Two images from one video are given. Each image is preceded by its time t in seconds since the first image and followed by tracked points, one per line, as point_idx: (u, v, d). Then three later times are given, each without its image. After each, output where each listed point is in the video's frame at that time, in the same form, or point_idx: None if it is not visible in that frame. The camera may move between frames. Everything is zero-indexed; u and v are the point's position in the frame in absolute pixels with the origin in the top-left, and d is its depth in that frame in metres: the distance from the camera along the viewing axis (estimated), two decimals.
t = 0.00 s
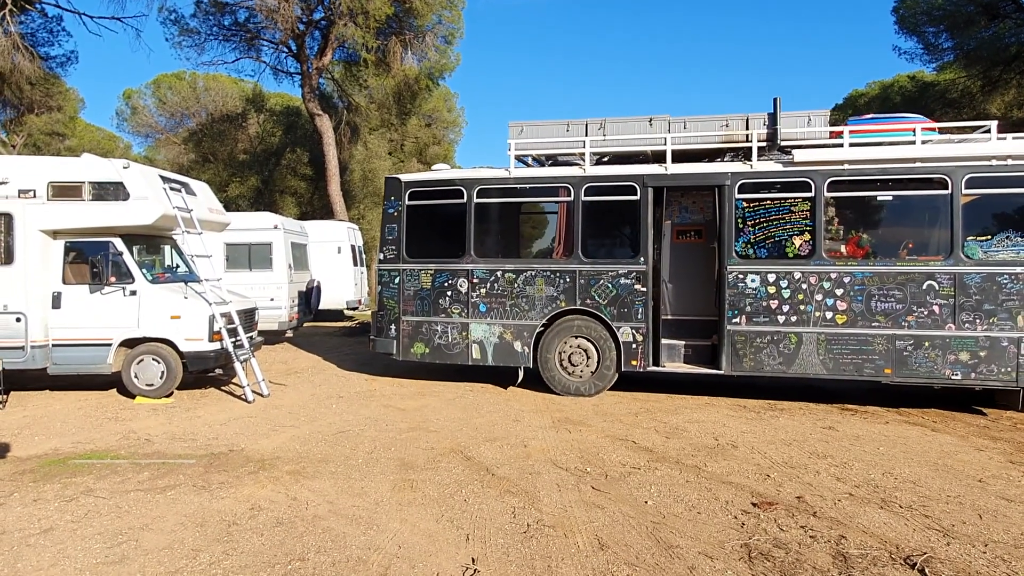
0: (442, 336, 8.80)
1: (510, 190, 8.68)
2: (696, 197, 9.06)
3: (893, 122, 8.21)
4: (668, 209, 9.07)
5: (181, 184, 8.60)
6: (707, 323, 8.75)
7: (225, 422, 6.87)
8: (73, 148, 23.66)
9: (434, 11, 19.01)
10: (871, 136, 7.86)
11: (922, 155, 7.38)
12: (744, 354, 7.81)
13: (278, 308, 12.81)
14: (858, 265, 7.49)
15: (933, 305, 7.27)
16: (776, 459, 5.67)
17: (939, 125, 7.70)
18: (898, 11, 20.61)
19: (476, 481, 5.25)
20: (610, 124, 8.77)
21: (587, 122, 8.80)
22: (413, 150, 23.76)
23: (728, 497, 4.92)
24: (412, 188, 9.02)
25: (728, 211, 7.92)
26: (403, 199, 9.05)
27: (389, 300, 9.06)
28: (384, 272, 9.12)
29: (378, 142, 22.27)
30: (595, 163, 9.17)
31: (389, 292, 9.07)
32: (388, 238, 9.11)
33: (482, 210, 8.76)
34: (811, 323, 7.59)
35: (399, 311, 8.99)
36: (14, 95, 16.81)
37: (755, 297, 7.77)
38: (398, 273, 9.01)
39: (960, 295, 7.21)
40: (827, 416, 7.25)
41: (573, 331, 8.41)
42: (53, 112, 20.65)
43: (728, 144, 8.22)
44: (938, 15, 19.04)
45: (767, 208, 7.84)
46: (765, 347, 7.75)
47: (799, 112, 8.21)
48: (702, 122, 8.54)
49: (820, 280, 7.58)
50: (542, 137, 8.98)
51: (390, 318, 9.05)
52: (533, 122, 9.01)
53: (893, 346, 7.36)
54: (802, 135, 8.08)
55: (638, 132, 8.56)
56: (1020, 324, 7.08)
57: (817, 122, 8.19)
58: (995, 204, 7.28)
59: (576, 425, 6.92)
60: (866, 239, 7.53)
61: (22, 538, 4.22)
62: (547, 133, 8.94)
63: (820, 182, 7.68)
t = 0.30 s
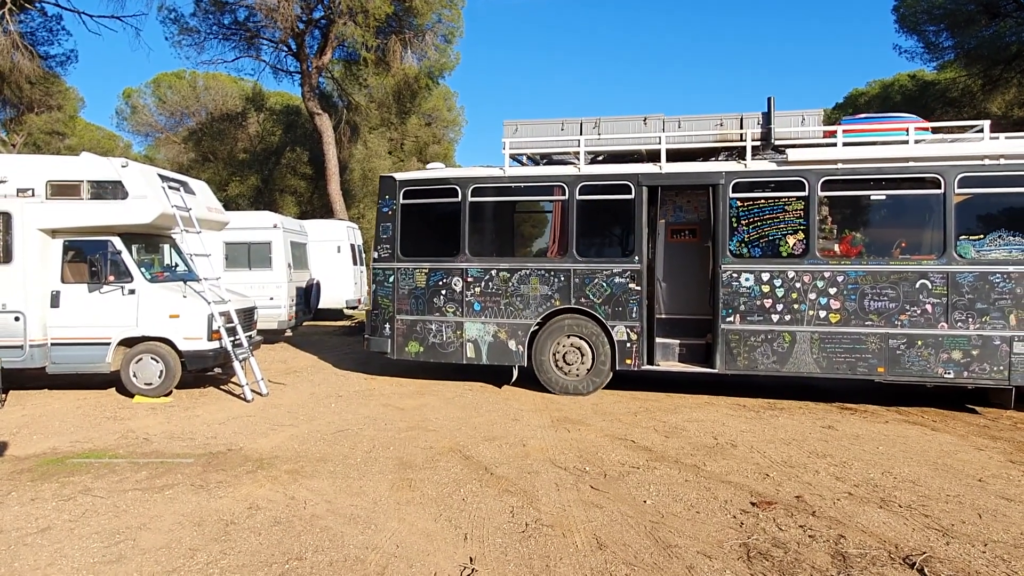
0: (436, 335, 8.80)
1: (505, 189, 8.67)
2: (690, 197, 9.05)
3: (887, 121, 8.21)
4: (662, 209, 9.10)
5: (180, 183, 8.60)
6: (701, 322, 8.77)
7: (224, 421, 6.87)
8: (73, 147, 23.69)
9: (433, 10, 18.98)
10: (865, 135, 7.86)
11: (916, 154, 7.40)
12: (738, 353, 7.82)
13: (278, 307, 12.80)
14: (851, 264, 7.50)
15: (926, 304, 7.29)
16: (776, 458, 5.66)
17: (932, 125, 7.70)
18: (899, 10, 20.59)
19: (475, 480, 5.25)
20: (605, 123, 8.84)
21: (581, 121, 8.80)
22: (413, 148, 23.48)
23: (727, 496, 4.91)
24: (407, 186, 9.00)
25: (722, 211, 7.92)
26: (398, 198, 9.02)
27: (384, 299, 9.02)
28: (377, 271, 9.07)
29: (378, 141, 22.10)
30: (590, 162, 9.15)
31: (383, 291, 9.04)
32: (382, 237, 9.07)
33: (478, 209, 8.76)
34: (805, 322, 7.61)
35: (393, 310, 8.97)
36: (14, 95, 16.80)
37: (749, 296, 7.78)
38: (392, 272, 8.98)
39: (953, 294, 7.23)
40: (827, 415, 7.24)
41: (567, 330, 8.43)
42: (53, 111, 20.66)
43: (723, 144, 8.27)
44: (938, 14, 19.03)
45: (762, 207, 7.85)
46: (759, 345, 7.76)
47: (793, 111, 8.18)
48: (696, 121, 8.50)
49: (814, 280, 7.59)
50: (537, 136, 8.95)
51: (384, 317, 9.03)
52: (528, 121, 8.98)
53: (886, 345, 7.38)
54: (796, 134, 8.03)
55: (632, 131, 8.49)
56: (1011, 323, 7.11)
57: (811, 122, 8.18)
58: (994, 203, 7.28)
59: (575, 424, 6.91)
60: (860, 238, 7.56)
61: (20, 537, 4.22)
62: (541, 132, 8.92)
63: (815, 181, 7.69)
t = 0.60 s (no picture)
0: (431, 333, 8.81)
1: (499, 188, 8.68)
2: (685, 196, 9.19)
3: (880, 121, 8.19)
4: (656, 208, 9.22)
5: (180, 181, 8.60)
6: (695, 321, 8.82)
7: (224, 420, 6.87)
8: (74, 146, 23.69)
9: (434, 9, 18.97)
10: (858, 134, 7.86)
11: (908, 154, 7.45)
12: (732, 352, 7.84)
13: (278, 306, 12.80)
14: (844, 263, 7.54)
15: (918, 302, 7.34)
16: (777, 458, 5.65)
17: (924, 124, 7.74)
18: (900, 9, 20.58)
19: (475, 479, 5.25)
20: (599, 122, 8.91)
21: (576, 121, 8.85)
22: (414, 147, 23.27)
23: (728, 495, 4.91)
24: (401, 185, 9.00)
25: (716, 210, 7.93)
26: (392, 196, 9.02)
27: (378, 298, 9.03)
28: (372, 270, 9.10)
29: (378, 139, 21.95)
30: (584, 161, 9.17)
31: (377, 290, 9.05)
32: (376, 235, 9.08)
33: (472, 208, 8.76)
34: (798, 321, 7.63)
35: (387, 309, 8.97)
36: (15, 93, 16.78)
37: (742, 295, 7.81)
38: (387, 271, 8.99)
39: (944, 293, 7.28)
40: (827, 414, 7.24)
41: (558, 328, 8.47)
42: (53, 110, 20.65)
43: (717, 143, 8.36)
44: (939, 13, 19.02)
45: (755, 206, 7.85)
46: (753, 344, 7.78)
47: (786, 112, 8.35)
48: (692, 120, 8.57)
49: (807, 278, 7.62)
50: (531, 135, 8.95)
51: (378, 316, 9.02)
52: (522, 119, 8.99)
53: (878, 343, 7.43)
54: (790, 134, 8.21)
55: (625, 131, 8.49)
56: (1003, 322, 7.15)
57: (804, 122, 8.35)
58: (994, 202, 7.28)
59: (575, 423, 6.91)
60: (853, 237, 7.57)
61: (20, 537, 4.22)
62: (537, 131, 8.92)
63: (808, 181, 7.71)
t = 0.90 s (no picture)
0: (427, 332, 8.81)
1: (495, 186, 8.69)
2: (680, 195, 9.07)
3: (874, 121, 8.31)
4: (651, 208, 9.12)
5: (183, 181, 8.62)
6: (690, 320, 8.92)
7: (228, 419, 6.88)
8: (77, 146, 23.77)
9: (436, 8, 19.01)
10: (853, 134, 7.95)
11: (902, 154, 7.52)
12: (727, 350, 7.93)
13: (281, 305, 12.81)
14: (838, 262, 7.60)
15: (911, 302, 7.42)
16: (780, 457, 5.66)
17: (917, 125, 7.82)
18: (903, 7, 20.54)
19: (479, 478, 5.26)
20: (595, 121, 8.88)
21: (572, 120, 8.87)
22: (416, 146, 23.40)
23: (731, 494, 4.91)
24: (397, 183, 9.02)
25: (712, 209, 7.99)
26: (388, 195, 9.03)
27: (374, 297, 9.05)
28: (368, 268, 9.12)
29: (382, 139, 22.13)
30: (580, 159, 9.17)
31: (373, 289, 9.07)
32: (372, 234, 9.10)
33: (468, 207, 8.78)
34: (793, 320, 7.72)
35: (383, 308, 8.98)
36: (18, 92, 16.81)
37: (737, 294, 7.88)
38: (382, 269, 9.01)
39: (937, 292, 7.35)
40: (831, 413, 7.24)
41: (549, 330, 8.52)
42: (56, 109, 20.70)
43: (712, 142, 8.39)
44: (942, 11, 18.98)
45: (751, 205, 7.93)
46: (747, 343, 7.86)
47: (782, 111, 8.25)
48: (686, 120, 8.51)
49: (802, 278, 7.70)
50: (527, 134, 8.94)
51: (374, 315, 9.04)
52: (518, 118, 8.97)
53: (872, 342, 7.50)
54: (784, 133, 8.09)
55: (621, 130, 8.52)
56: (995, 320, 7.22)
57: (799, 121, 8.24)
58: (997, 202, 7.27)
59: (578, 422, 6.91)
60: (847, 236, 7.65)
61: (25, 535, 4.23)
62: (532, 130, 8.92)
63: (802, 181, 7.79)
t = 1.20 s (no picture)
0: (430, 331, 8.82)
1: (499, 185, 8.72)
2: (684, 194, 9.11)
3: (878, 121, 8.27)
4: (655, 206, 9.13)
5: (196, 180, 8.67)
6: (693, 318, 8.88)
7: (241, 417, 6.92)
8: (90, 146, 23.98)
9: (446, 8, 19.05)
10: (856, 134, 7.97)
11: (905, 153, 7.54)
12: (730, 349, 7.96)
13: (293, 304, 12.89)
14: (842, 261, 7.64)
15: (914, 301, 7.45)
16: (792, 456, 5.64)
17: (920, 124, 7.84)
18: (916, 4, 20.37)
19: (490, 477, 5.27)
20: (599, 120, 8.95)
21: (576, 120, 8.98)
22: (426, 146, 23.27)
23: (744, 494, 4.90)
24: (400, 182, 9.05)
25: (715, 208, 8.03)
26: (391, 194, 9.06)
27: (377, 296, 9.06)
28: (371, 267, 9.13)
29: (393, 138, 21.96)
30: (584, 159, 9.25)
31: (377, 287, 9.09)
32: (375, 233, 9.12)
33: (472, 206, 8.81)
34: (796, 319, 7.75)
35: (387, 306, 9.00)
36: (32, 94, 16.95)
37: (741, 293, 7.91)
38: (386, 268, 9.03)
39: (940, 291, 7.38)
40: (844, 413, 7.20)
41: (548, 331, 8.54)
42: (69, 110, 20.88)
43: (716, 142, 8.42)
44: (956, 8, 18.80)
45: (753, 205, 7.95)
46: (750, 342, 7.88)
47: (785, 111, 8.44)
48: (690, 119, 8.61)
49: (805, 277, 7.73)
50: (530, 133, 8.99)
51: (377, 313, 9.06)
52: (522, 118, 9.04)
53: (875, 341, 7.53)
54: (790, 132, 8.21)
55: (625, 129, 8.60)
56: (998, 320, 7.26)
57: (803, 121, 8.42)
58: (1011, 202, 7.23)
59: (589, 421, 6.91)
60: (850, 236, 7.68)
61: (42, 532, 4.27)
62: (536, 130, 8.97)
63: (806, 180, 7.82)
